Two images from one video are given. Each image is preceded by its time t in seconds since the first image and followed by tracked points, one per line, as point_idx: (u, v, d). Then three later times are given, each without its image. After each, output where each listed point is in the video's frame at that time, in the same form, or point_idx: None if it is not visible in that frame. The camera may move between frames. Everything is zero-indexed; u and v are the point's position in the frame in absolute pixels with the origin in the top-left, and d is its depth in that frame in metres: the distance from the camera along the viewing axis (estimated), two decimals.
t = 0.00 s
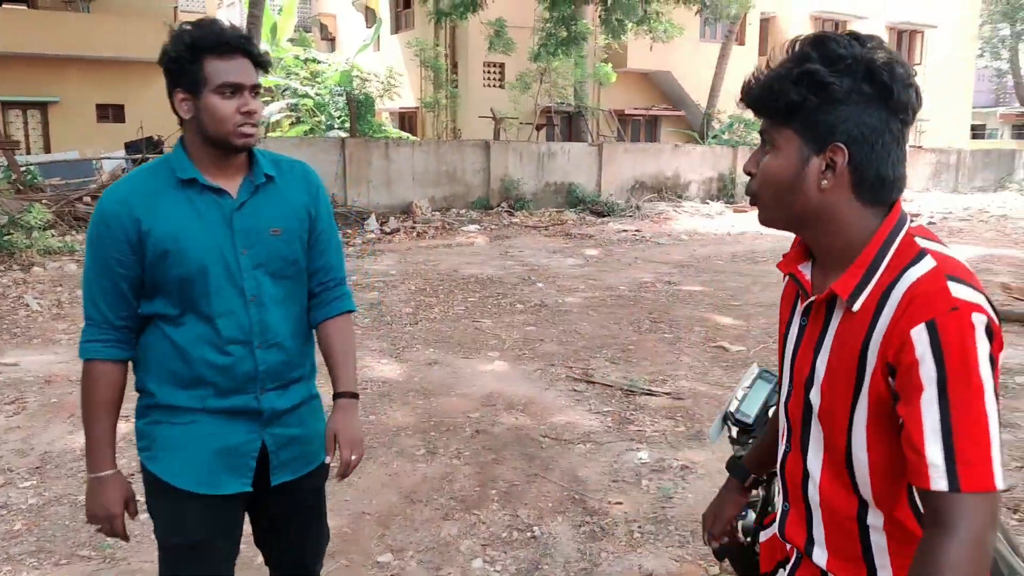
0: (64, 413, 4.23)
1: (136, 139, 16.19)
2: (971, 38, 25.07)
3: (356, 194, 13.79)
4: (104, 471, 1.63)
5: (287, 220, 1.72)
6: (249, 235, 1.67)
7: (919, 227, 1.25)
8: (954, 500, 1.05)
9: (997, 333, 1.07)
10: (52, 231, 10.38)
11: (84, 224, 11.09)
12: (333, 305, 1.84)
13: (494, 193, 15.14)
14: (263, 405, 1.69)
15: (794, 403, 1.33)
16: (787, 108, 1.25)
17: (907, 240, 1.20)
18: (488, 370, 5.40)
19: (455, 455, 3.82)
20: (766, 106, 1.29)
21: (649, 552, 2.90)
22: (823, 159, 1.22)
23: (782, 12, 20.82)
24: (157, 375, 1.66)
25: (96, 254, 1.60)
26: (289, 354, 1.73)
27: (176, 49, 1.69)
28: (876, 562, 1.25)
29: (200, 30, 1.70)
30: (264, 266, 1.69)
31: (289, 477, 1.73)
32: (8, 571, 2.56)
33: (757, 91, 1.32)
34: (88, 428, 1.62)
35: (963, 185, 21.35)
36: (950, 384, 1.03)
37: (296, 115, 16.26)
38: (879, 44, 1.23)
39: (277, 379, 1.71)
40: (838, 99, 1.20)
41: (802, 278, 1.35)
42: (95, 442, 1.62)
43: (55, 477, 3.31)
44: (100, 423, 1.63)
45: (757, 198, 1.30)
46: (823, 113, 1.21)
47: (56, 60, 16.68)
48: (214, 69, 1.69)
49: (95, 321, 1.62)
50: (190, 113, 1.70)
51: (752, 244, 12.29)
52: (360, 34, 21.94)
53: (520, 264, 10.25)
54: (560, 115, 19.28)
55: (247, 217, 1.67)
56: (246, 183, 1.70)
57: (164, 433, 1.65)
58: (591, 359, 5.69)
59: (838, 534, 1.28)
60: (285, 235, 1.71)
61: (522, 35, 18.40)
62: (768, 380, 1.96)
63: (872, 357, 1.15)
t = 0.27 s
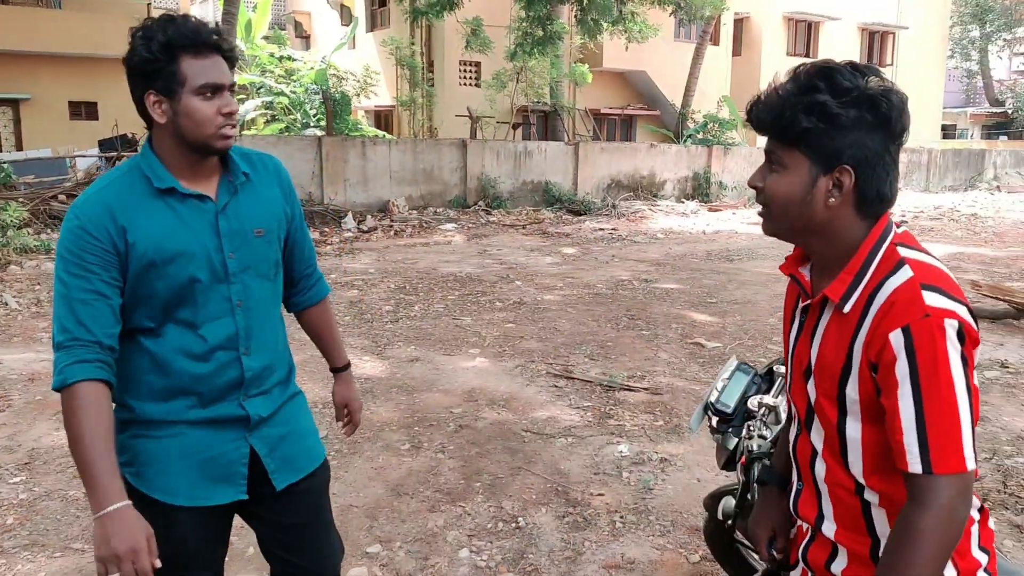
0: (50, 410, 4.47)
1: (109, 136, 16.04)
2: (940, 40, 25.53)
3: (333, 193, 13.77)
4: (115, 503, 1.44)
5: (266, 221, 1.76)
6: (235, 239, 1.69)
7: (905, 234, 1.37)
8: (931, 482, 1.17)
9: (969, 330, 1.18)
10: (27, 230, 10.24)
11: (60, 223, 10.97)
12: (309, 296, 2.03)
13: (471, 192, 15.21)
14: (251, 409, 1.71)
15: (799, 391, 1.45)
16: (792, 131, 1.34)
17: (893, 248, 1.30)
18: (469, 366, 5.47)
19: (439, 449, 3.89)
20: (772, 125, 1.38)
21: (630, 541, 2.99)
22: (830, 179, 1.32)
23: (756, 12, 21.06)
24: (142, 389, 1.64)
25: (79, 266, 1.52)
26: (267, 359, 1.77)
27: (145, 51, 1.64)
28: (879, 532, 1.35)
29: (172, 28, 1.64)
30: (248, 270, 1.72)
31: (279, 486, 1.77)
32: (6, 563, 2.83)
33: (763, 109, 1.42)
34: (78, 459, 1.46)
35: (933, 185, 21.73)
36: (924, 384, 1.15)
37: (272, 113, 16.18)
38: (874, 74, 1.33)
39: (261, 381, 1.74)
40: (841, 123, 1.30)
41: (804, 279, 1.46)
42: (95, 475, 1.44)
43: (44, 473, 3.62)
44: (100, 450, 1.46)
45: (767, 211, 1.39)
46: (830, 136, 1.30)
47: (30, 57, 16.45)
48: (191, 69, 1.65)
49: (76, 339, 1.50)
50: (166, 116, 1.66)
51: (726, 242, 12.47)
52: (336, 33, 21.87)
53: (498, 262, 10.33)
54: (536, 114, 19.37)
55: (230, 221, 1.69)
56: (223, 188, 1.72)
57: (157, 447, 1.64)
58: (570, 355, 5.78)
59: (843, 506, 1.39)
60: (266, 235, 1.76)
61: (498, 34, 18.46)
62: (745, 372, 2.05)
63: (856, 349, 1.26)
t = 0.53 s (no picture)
0: (46, 430, 4.49)
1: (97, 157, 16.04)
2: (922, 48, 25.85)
3: (323, 210, 13.79)
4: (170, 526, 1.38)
5: (292, 248, 1.73)
6: (264, 266, 1.65)
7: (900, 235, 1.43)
8: (955, 426, 1.23)
9: (972, 295, 1.25)
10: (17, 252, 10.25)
11: (50, 244, 11.03)
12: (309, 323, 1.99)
13: (460, 206, 15.27)
14: (275, 441, 1.68)
15: (816, 386, 1.47)
16: (788, 139, 1.42)
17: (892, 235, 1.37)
18: (463, 379, 5.50)
19: (436, 462, 3.92)
20: (769, 138, 1.46)
21: (627, 548, 3.02)
22: (824, 182, 1.40)
23: (739, 24, 21.30)
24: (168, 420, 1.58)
25: (114, 293, 1.44)
26: (289, 389, 1.72)
27: (181, 71, 1.59)
28: (898, 519, 1.36)
29: (210, 53, 1.61)
30: (275, 298, 1.68)
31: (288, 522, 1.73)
32: None
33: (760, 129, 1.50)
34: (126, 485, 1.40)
35: (918, 191, 21.94)
36: (942, 356, 1.22)
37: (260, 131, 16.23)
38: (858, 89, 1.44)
39: (285, 412, 1.70)
40: (835, 129, 1.39)
41: (806, 280, 1.51)
42: (143, 496, 1.39)
43: (43, 493, 3.64)
44: (147, 475, 1.40)
45: (769, 217, 1.47)
46: (823, 143, 1.39)
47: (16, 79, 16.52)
48: (226, 92, 1.60)
49: (110, 367, 1.43)
50: (202, 139, 1.61)
51: (715, 252, 12.56)
52: (324, 50, 21.98)
53: (489, 275, 10.38)
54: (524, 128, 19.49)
55: (260, 248, 1.65)
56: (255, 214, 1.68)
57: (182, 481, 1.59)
58: (563, 367, 5.82)
59: (864, 493, 1.39)
60: (292, 263, 1.73)
61: (485, 49, 18.59)
62: (739, 377, 2.16)
63: (870, 322, 1.32)
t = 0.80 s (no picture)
0: (30, 421, 4.51)
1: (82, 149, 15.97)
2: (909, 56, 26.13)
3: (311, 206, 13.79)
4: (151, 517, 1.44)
5: (316, 253, 1.72)
6: (291, 265, 1.63)
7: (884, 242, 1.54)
8: (956, 390, 1.31)
9: (959, 284, 1.36)
10: None
11: (32, 235, 10.99)
12: (328, 344, 1.97)
13: (448, 205, 15.32)
14: (289, 443, 1.65)
15: (806, 380, 1.53)
16: (786, 142, 1.52)
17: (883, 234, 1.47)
18: (449, 376, 5.56)
19: (421, 456, 3.98)
20: (766, 143, 1.56)
21: (608, 541, 3.10)
22: (818, 182, 1.50)
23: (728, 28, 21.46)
24: (185, 409, 1.55)
25: (144, 269, 1.42)
26: (310, 391, 1.71)
27: (229, 63, 1.58)
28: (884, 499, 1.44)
29: (262, 47, 1.60)
30: (298, 298, 1.66)
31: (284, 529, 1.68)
32: None
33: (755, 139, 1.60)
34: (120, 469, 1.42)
35: (902, 198, 22.18)
36: (943, 327, 1.31)
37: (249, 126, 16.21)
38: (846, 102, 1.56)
39: (300, 415, 1.67)
40: (831, 135, 1.50)
41: (797, 281, 1.59)
42: (132, 484, 1.42)
43: (27, 482, 3.67)
44: (139, 462, 1.43)
45: (766, 216, 1.55)
46: (820, 146, 1.50)
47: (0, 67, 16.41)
48: (274, 88, 1.60)
49: (131, 345, 1.42)
50: (247, 131, 1.60)
51: (701, 255, 12.67)
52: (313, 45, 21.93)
53: (476, 274, 10.43)
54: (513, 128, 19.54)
55: (288, 249, 1.62)
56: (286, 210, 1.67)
57: (190, 470, 1.55)
58: (548, 365, 5.89)
59: (849, 475, 1.47)
60: (315, 267, 1.72)
61: (475, 48, 18.62)
62: (717, 375, 2.22)
63: (868, 305, 1.40)
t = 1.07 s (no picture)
0: (26, 421, 4.52)
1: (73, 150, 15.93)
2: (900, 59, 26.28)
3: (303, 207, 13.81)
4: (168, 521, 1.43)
5: (330, 253, 1.75)
6: (306, 265, 1.66)
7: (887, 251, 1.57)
8: (942, 405, 1.34)
9: (958, 294, 1.38)
10: None
11: (25, 236, 11.03)
12: (349, 345, 2.00)
13: (441, 206, 15.35)
14: (306, 444, 1.66)
15: (805, 385, 1.57)
16: (795, 151, 1.56)
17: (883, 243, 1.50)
18: (442, 377, 5.60)
19: (415, 456, 4.01)
20: (775, 150, 1.59)
21: (599, 540, 3.13)
22: (825, 192, 1.54)
23: (720, 30, 21.55)
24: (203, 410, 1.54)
25: (170, 267, 1.42)
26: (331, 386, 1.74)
27: (247, 63, 1.60)
28: (875, 505, 1.47)
29: (280, 47, 1.62)
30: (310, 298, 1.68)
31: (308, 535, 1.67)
32: None
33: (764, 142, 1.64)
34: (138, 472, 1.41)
35: (893, 200, 22.31)
36: (937, 344, 1.33)
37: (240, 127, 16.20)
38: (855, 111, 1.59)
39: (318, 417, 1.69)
40: (839, 145, 1.54)
41: (800, 287, 1.63)
42: (143, 488, 1.41)
43: (24, 482, 3.68)
44: (158, 463, 1.43)
45: (772, 223, 1.59)
46: (829, 155, 1.54)
47: None
48: (291, 87, 1.62)
49: (154, 345, 1.43)
50: (264, 131, 1.62)
51: (692, 257, 12.75)
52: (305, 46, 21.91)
53: (469, 275, 10.47)
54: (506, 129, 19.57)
55: (303, 245, 1.66)
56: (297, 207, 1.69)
57: (207, 473, 1.54)
58: (540, 366, 5.93)
59: (843, 481, 1.50)
60: (330, 267, 1.75)
61: (468, 49, 18.67)
62: (708, 375, 2.25)
63: (865, 312, 1.44)
